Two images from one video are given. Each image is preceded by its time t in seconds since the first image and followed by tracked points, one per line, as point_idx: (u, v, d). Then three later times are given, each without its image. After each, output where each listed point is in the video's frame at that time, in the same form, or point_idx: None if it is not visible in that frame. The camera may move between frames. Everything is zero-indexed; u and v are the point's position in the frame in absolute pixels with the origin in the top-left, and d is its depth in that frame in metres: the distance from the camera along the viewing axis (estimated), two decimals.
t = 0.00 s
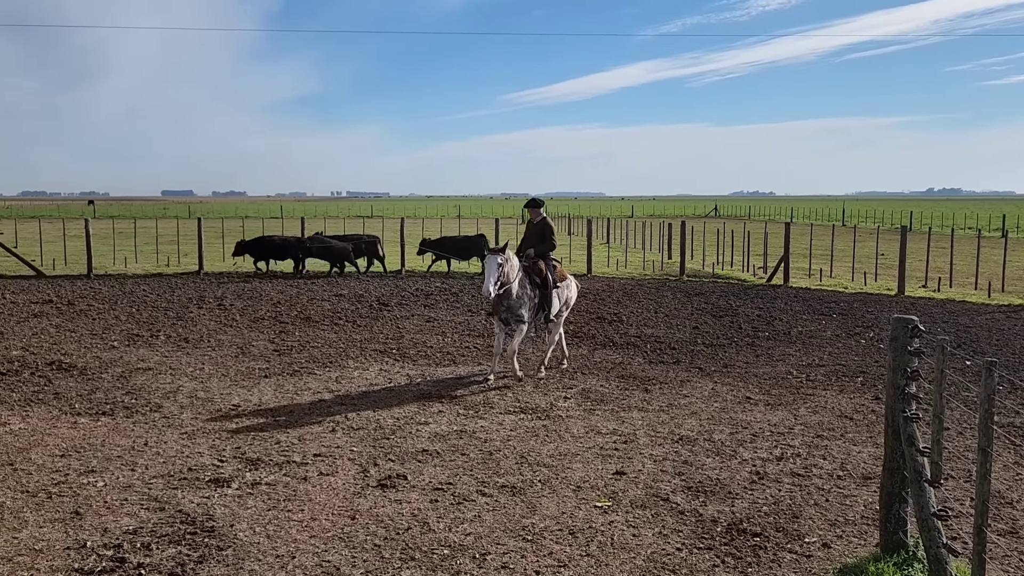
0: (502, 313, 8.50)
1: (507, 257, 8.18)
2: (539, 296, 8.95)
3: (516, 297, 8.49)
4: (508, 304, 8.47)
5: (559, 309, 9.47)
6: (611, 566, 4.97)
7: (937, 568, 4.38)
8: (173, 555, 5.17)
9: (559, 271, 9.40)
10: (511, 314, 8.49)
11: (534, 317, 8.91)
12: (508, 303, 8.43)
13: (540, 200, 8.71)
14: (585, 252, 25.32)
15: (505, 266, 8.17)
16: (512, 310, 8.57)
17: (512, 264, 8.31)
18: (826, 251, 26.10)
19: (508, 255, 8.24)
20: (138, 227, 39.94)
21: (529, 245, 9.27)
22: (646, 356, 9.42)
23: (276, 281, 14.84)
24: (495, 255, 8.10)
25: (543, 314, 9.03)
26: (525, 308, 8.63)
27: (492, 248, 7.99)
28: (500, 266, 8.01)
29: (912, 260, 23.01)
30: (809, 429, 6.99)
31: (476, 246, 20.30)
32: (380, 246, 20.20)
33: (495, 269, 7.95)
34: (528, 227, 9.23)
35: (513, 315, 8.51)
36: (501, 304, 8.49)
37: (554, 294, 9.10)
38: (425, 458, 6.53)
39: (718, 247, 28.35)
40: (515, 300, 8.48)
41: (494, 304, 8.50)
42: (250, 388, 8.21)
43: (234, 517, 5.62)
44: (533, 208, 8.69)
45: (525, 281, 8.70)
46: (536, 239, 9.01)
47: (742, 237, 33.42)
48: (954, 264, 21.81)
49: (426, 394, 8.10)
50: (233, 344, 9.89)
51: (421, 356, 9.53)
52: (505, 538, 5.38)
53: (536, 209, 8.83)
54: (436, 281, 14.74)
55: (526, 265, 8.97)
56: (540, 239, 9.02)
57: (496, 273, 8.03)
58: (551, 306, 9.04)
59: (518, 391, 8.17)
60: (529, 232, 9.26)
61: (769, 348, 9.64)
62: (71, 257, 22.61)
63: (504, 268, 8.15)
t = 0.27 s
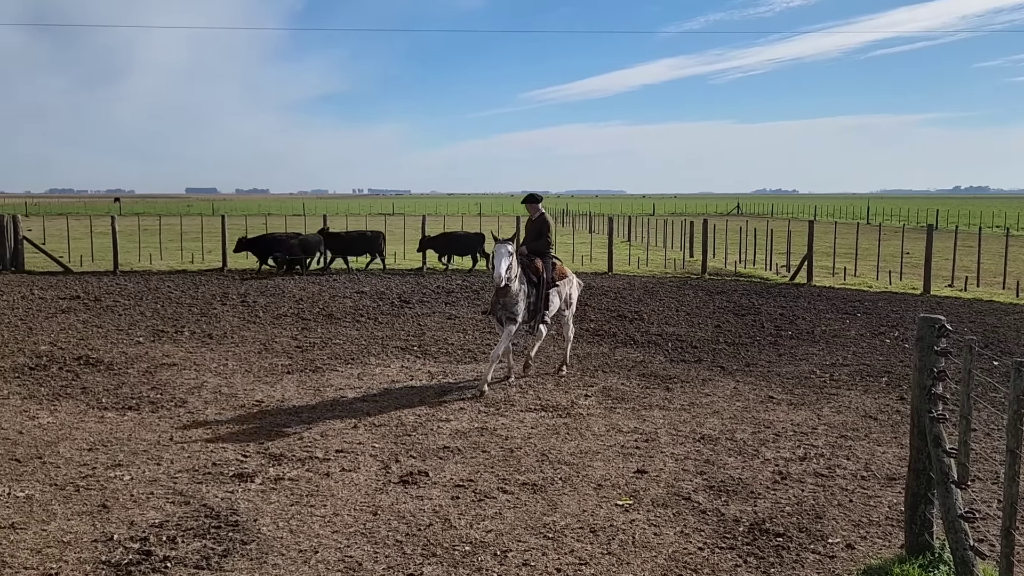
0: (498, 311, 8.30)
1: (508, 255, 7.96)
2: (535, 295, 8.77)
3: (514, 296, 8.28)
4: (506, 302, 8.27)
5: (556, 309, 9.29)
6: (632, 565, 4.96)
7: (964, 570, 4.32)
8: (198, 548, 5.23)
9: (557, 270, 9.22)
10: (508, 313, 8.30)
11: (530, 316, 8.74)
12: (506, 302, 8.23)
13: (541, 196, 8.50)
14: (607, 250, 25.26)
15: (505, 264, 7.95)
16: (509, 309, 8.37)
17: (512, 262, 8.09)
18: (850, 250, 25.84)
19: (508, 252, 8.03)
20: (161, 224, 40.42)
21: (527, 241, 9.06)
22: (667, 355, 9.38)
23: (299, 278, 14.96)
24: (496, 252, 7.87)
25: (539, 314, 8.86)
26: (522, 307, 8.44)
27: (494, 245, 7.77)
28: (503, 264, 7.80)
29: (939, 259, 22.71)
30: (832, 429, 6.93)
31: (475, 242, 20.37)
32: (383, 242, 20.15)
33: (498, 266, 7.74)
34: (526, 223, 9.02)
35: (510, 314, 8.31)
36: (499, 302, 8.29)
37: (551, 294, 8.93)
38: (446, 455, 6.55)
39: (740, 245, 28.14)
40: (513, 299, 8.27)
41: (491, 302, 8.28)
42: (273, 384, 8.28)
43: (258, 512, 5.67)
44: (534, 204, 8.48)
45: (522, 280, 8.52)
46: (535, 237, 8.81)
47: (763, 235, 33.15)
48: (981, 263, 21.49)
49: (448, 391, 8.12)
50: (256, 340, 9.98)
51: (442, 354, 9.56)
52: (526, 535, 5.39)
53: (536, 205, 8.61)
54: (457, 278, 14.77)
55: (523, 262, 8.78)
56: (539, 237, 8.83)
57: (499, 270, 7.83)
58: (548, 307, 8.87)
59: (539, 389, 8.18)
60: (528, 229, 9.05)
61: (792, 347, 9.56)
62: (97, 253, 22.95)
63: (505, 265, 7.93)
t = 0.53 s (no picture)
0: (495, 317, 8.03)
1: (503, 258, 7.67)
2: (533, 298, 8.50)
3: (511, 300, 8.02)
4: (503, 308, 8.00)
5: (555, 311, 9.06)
6: (656, 562, 4.95)
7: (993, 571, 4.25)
8: (224, 541, 5.31)
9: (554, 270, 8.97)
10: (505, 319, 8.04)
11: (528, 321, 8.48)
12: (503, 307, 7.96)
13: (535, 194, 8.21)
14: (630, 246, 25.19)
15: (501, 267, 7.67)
16: (507, 314, 8.11)
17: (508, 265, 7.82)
18: (876, 247, 25.54)
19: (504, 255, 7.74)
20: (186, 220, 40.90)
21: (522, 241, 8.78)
22: (690, 352, 9.34)
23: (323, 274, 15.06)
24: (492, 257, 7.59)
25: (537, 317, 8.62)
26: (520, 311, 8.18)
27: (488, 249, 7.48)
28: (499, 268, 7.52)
29: (968, 256, 22.36)
30: (858, 427, 6.87)
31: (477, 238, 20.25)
32: (390, 241, 20.28)
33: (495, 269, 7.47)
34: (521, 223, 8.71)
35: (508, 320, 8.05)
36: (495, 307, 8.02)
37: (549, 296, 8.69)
38: (469, 451, 6.57)
39: (763, 242, 27.91)
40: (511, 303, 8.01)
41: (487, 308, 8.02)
42: (298, 379, 8.34)
43: (283, 505, 5.73)
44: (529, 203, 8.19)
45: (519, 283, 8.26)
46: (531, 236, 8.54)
47: (786, 232, 32.86)
48: (1012, 261, 21.13)
49: (470, 387, 8.14)
50: (280, 335, 10.06)
51: (465, 350, 9.59)
52: (549, 531, 5.40)
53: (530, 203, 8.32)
54: (480, 274, 14.80)
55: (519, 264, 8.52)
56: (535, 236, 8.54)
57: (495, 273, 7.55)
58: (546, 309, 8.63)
59: (561, 385, 8.18)
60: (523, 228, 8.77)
61: (818, 345, 9.48)
62: (124, 249, 23.30)
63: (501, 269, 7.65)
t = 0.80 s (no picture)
0: (493, 316, 7.75)
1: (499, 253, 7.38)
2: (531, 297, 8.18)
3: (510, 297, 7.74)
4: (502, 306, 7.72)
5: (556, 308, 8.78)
6: (682, 557, 4.93)
7: None
8: (254, 531, 5.38)
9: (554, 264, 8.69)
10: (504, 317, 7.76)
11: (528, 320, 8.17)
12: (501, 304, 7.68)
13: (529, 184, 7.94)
14: (656, 241, 25.07)
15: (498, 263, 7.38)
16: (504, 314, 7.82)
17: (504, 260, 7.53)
18: (907, 242, 25.16)
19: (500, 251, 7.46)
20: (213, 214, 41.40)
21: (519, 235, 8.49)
22: (717, 347, 9.28)
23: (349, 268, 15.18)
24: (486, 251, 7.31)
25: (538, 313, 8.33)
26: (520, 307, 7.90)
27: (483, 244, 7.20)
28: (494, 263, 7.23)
29: (1002, 251, 21.95)
30: (888, 424, 6.78)
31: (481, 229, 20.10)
32: (408, 233, 20.38)
33: (489, 264, 7.19)
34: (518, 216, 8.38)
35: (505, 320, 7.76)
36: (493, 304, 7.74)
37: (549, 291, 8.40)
38: (495, 444, 6.59)
39: (790, 237, 27.64)
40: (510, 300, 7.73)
41: (484, 306, 7.74)
42: (325, 371, 8.42)
43: (311, 496, 5.79)
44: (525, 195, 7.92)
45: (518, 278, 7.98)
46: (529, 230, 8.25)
47: (813, 226, 32.51)
48: None
49: (497, 381, 8.17)
50: (308, 328, 10.15)
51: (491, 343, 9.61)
52: (575, 525, 5.40)
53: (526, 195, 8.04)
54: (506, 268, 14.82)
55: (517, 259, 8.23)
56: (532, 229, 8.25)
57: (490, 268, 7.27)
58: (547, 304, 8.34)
59: (587, 379, 8.18)
60: (519, 221, 8.46)
61: (847, 340, 9.39)
62: (154, 242, 23.68)
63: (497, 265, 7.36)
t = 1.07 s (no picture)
0: (491, 318, 7.31)
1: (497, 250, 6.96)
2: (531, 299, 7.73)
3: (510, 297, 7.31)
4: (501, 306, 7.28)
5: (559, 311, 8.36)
6: (713, 552, 4.91)
7: None
8: (287, 520, 5.46)
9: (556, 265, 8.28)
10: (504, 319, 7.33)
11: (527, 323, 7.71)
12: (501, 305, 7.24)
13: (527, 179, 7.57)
14: (685, 235, 24.89)
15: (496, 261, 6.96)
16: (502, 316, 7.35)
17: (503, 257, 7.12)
18: (943, 236, 24.69)
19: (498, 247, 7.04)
20: (241, 208, 41.88)
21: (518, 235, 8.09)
22: (748, 342, 9.21)
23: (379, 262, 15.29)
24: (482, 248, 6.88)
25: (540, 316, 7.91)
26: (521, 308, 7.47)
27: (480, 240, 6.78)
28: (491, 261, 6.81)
29: None
30: (924, 420, 6.69)
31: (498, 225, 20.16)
32: (430, 226, 20.44)
33: (485, 261, 6.78)
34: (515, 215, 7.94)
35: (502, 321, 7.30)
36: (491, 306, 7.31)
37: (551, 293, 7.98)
38: (525, 437, 6.61)
39: (820, 231, 27.28)
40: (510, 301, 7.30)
41: (482, 308, 7.31)
42: (356, 364, 8.49)
43: (343, 487, 5.85)
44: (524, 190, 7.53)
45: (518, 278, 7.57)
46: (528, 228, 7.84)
47: (845, 220, 32.05)
48: None
49: (526, 374, 8.18)
50: (338, 321, 10.24)
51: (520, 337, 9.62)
52: (605, 519, 5.40)
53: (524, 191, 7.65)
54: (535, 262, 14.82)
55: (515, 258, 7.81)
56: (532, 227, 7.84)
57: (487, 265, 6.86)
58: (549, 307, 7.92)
59: (617, 373, 8.16)
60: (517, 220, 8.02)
61: (881, 336, 9.26)
62: (187, 235, 24.08)
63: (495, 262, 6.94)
